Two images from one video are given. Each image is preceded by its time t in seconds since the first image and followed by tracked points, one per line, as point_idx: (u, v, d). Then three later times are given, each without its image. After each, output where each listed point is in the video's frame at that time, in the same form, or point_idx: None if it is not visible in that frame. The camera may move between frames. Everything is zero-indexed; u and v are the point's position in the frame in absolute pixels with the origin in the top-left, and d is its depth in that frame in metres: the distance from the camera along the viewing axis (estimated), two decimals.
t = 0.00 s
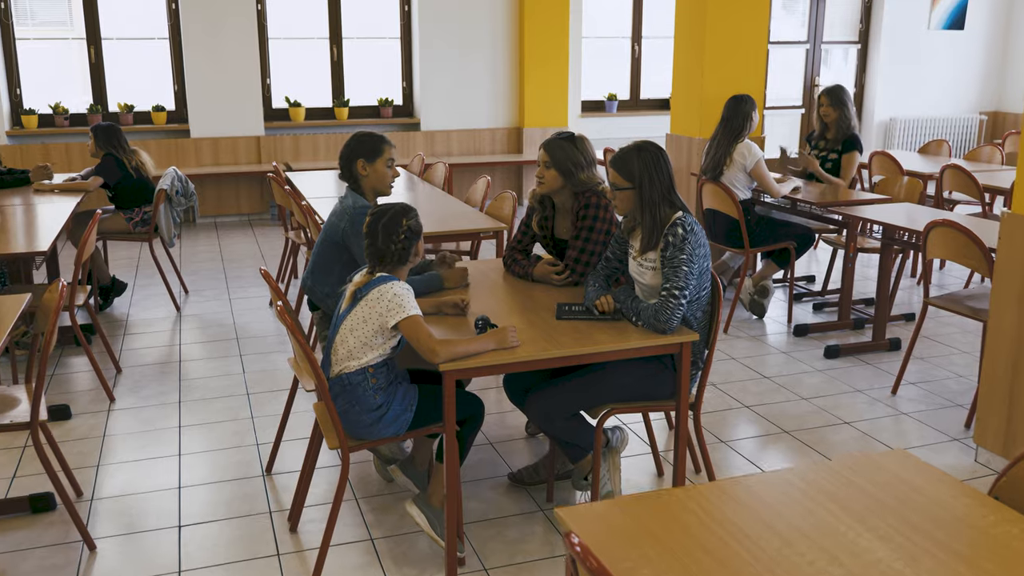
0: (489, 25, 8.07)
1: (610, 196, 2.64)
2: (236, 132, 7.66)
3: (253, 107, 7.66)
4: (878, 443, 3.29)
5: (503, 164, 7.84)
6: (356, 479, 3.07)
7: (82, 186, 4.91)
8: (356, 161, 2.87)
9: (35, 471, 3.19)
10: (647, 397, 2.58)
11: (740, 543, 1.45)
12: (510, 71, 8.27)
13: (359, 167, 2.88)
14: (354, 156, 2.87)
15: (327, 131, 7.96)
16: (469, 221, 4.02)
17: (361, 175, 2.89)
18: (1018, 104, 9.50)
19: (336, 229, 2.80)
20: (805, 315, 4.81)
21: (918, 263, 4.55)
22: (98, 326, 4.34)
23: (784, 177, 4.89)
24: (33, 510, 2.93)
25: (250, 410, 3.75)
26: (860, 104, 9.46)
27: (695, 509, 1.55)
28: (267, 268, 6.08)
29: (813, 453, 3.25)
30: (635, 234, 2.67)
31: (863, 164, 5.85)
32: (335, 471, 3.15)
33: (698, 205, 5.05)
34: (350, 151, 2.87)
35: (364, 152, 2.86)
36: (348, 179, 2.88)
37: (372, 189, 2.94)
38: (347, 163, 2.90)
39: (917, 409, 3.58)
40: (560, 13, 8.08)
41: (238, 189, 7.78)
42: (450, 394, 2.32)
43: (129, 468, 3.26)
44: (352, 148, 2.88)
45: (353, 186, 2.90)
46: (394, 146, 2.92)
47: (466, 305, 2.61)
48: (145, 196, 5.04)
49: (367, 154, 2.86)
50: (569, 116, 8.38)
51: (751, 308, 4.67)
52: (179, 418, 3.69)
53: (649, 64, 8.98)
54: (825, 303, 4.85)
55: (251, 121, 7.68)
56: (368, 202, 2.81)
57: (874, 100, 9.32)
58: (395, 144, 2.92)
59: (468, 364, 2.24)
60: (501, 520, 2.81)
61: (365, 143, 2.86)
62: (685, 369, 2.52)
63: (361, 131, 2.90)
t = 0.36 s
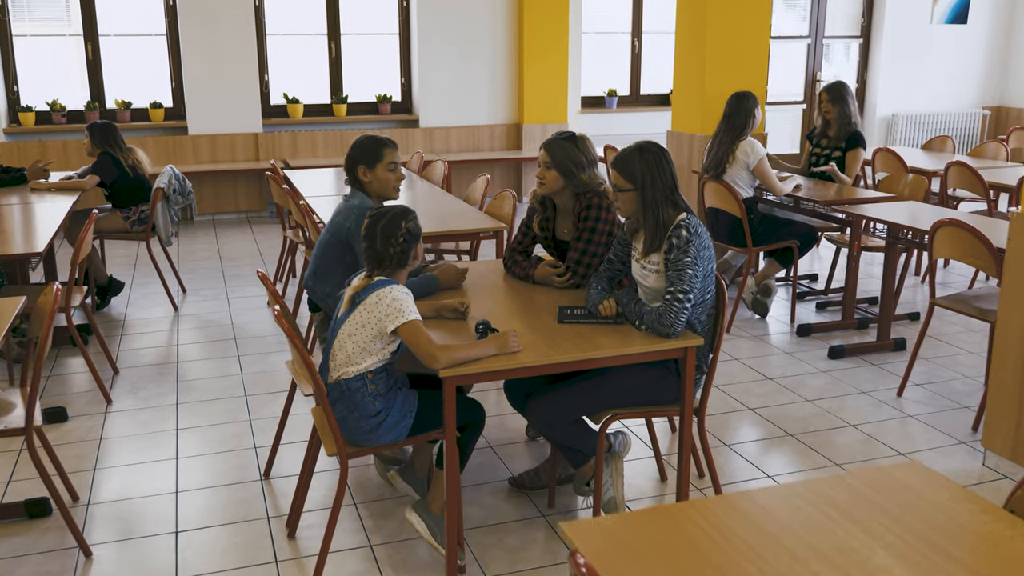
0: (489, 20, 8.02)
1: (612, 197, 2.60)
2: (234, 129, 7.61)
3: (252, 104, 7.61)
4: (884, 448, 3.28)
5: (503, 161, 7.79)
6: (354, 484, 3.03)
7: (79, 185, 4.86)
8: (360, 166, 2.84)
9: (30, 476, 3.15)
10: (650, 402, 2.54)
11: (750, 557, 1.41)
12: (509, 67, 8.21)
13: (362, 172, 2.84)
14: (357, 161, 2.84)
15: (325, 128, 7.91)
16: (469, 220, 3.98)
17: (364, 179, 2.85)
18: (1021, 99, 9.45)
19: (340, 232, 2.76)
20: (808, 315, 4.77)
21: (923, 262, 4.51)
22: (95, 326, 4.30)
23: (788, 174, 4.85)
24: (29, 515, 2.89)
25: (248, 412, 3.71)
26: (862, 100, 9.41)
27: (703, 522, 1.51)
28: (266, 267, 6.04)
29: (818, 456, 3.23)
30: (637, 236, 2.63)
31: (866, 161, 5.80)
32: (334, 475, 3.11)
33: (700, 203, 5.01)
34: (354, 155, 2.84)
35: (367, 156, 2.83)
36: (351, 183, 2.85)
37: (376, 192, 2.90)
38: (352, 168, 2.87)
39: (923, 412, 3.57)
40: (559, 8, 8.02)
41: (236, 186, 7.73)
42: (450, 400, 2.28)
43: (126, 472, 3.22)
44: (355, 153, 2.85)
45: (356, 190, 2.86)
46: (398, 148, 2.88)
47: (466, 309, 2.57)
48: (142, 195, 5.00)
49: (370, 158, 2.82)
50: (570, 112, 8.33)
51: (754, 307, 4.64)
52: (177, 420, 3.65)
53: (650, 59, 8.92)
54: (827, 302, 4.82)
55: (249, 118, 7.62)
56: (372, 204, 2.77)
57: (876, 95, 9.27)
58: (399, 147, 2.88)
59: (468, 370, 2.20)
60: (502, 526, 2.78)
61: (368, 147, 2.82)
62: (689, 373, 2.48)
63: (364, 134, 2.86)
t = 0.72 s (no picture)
0: (491, 16, 7.96)
1: (617, 198, 2.55)
2: (235, 125, 7.57)
3: (253, 99, 7.56)
4: (892, 451, 3.28)
5: (505, 157, 7.74)
6: (354, 487, 2.99)
7: (78, 183, 4.82)
8: (350, 165, 2.80)
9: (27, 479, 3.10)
10: (655, 408, 2.50)
11: None
12: (511, 63, 8.15)
13: (353, 171, 2.80)
14: (347, 160, 2.80)
15: (326, 124, 7.87)
16: (470, 219, 3.93)
17: (356, 178, 2.82)
18: None
19: (337, 233, 2.72)
20: (813, 314, 4.72)
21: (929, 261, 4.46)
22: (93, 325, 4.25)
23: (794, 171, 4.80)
24: (26, 519, 2.84)
25: (247, 413, 3.67)
26: (867, 95, 9.35)
27: (711, 540, 1.46)
28: (266, 264, 5.99)
29: (826, 459, 3.22)
30: (642, 238, 2.58)
31: (872, 158, 5.75)
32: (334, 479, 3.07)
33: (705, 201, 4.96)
34: (344, 154, 2.79)
35: (356, 155, 2.79)
36: (343, 183, 2.81)
37: (368, 189, 2.86)
38: (344, 167, 2.83)
39: (931, 414, 3.58)
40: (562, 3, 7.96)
41: (237, 182, 7.69)
42: (451, 406, 2.24)
43: (123, 475, 3.17)
44: (344, 152, 2.80)
45: (349, 188, 2.82)
46: (389, 144, 2.83)
47: (467, 311, 2.52)
48: (142, 192, 4.96)
49: (360, 156, 2.78)
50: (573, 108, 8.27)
51: (759, 306, 4.60)
52: (175, 421, 3.61)
53: (653, 55, 8.86)
54: (833, 301, 4.77)
55: (249, 114, 7.58)
56: (367, 202, 2.74)
57: (882, 90, 9.20)
58: (390, 143, 2.84)
59: (469, 375, 2.15)
60: (504, 531, 2.74)
61: (356, 145, 2.78)
62: (695, 379, 2.43)
63: (352, 131, 2.81)
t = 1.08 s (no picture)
0: (496, 10, 7.89)
1: (623, 199, 2.50)
2: (237, 120, 7.52)
3: (255, 93, 7.51)
4: (901, 454, 3.23)
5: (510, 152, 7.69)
6: (355, 490, 2.95)
7: (78, 179, 4.78)
8: (342, 168, 2.77)
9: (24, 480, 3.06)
10: (660, 413, 2.46)
11: None
12: (515, 58, 8.09)
13: (346, 174, 2.78)
14: (340, 163, 2.77)
15: (330, 119, 7.82)
16: (473, 216, 3.88)
17: (349, 181, 2.80)
18: None
19: (329, 238, 2.71)
20: (820, 313, 4.67)
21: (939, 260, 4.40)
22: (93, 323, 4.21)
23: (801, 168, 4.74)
24: (22, 521, 2.80)
25: (247, 412, 3.63)
26: (875, 89, 9.27)
27: (719, 558, 1.42)
28: (268, 259, 5.95)
29: (832, 463, 3.17)
30: (648, 239, 2.53)
31: (881, 154, 5.69)
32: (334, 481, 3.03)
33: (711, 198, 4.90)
34: (336, 157, 2.77)
35: (348, 157, 2.76)
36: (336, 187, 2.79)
37: (361, 193, 2.83)
38: (336, 170, 2.80)
39: (940, 416, 3.52)
40: None
41: (239, 177, 7.64)
42: (452, 411, 2.19)
43: (122, 476, 3.13)
44: (337, 154, 2.77)
45: (342, 192, 2.80)
46: (383, 147, 2.80)
47: (468, 314, 2.47)
48: (142, 188, 4.91)
49: (353, 160, 2.76)
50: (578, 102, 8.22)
51: (765, 305, 4.55)
52: (175, 421, 3.57)
53: (659, 48, 8.79)
54: (841, 300, 4.72)
55: (252, 108, 7.53)
56: (361, 208, 2.72)
57: (890, 84, 9.12)
58: (384, 145, 2.80)
59: (471, 381, 2.11)
60: (507, 536, 2.69)
61: (348, 148, 2.74)
62: (702, 383, 2.38)
63: (344, 133, 2.78)
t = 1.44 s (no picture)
0: (501, 3, 7.83)
1: (627, 199, 2.45)
2: (240, 113, 7.48)
3: (258, 86, 7.46)
4: (909, 457, 3.18)
5: (515, 146, 7.63)
6: (355, 492, 2.91)
7: (78, 173, 4.74)
8: (346, 162, 2.73)
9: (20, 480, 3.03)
10: (665, 417, 2.42)
11: None
12: (521, 51, 8.03)
13: (349, 169, 2.73)
14: (343, 157, 2.73)
15: (334, 112, 7.77)
16: (476, 213, 3.83)
17: (352, 177, 2.75)
18: None
19: (327, 235, 2.69)
20: (828, 311, 4.61)
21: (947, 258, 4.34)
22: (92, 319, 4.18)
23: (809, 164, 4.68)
24: (17, 522, 2.77)
25: (248, 411, 3.60)
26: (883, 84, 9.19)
27: None
28: (271, 254, 5.92)
29: (840, 466, 3.12)
30: (652, 239, 2.49)
31: (890, 150, 5.62)
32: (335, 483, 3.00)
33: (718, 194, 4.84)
34: (340, 151, 2.72)
35: (354, 152, 2.71)
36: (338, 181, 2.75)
37: (363, 190, 2.79)
38: (340, 165, 2.76)
39: (949, 418, 3.46)
40: None
41: (243, 170, 7.60)
42: (452, 417, 2.15)
43: (119, 475, 3.10)
44: (341, 148, 2.73)
45: (343, 187, 2.76)
46: (388, 144, 2.75)
47: (469, 316, 2.43)
48: (143, 183, 4.88)
49: (357, 155, 2.71)
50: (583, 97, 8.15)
51: (772, 303, 4.50)
52: (174, 420, 3.53)
53: (665, 42, 8.71)
54: (849, 298, 4.66)
55: (256, 102, 7.49)
56: (360, 207, 2.69)
57: (899, 79, 9.05)
58: (389, 142, 2.76)
59: (470, 385, 2.07)
60: (509, 540, 2.66)
61: (355, 143, 2.70)
62: (707, 388, 2.34)
63: (351, 129, 2.74)
